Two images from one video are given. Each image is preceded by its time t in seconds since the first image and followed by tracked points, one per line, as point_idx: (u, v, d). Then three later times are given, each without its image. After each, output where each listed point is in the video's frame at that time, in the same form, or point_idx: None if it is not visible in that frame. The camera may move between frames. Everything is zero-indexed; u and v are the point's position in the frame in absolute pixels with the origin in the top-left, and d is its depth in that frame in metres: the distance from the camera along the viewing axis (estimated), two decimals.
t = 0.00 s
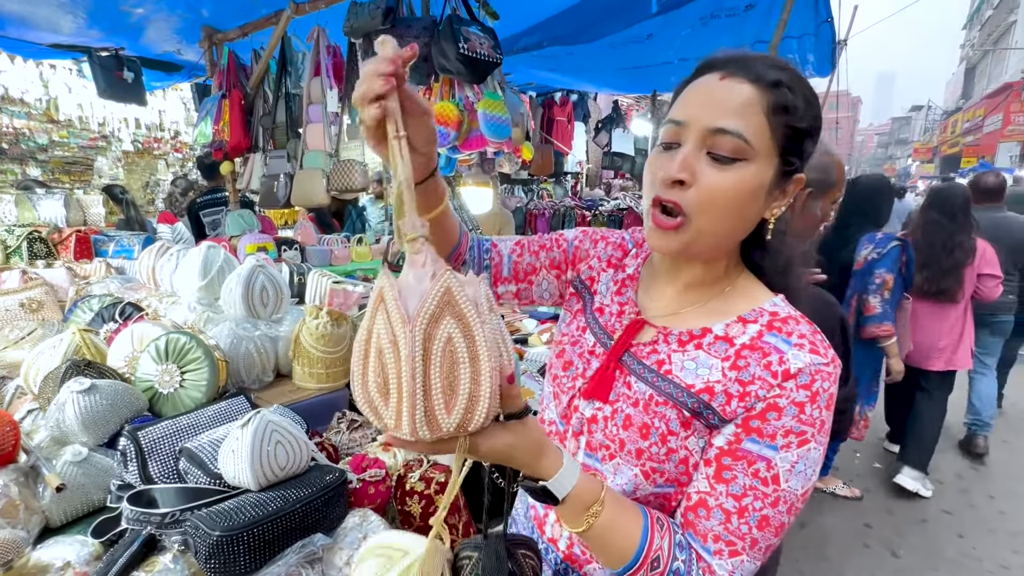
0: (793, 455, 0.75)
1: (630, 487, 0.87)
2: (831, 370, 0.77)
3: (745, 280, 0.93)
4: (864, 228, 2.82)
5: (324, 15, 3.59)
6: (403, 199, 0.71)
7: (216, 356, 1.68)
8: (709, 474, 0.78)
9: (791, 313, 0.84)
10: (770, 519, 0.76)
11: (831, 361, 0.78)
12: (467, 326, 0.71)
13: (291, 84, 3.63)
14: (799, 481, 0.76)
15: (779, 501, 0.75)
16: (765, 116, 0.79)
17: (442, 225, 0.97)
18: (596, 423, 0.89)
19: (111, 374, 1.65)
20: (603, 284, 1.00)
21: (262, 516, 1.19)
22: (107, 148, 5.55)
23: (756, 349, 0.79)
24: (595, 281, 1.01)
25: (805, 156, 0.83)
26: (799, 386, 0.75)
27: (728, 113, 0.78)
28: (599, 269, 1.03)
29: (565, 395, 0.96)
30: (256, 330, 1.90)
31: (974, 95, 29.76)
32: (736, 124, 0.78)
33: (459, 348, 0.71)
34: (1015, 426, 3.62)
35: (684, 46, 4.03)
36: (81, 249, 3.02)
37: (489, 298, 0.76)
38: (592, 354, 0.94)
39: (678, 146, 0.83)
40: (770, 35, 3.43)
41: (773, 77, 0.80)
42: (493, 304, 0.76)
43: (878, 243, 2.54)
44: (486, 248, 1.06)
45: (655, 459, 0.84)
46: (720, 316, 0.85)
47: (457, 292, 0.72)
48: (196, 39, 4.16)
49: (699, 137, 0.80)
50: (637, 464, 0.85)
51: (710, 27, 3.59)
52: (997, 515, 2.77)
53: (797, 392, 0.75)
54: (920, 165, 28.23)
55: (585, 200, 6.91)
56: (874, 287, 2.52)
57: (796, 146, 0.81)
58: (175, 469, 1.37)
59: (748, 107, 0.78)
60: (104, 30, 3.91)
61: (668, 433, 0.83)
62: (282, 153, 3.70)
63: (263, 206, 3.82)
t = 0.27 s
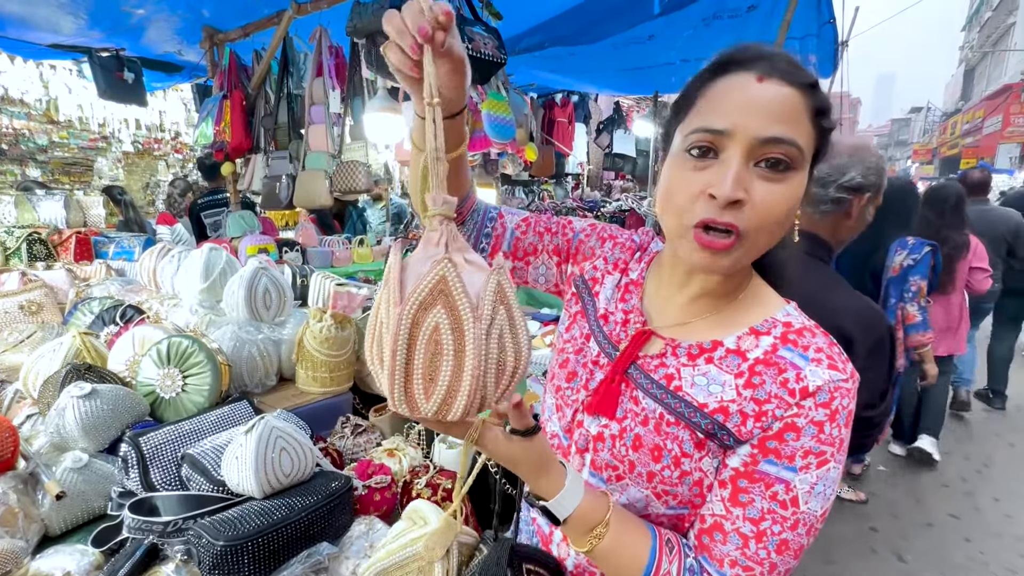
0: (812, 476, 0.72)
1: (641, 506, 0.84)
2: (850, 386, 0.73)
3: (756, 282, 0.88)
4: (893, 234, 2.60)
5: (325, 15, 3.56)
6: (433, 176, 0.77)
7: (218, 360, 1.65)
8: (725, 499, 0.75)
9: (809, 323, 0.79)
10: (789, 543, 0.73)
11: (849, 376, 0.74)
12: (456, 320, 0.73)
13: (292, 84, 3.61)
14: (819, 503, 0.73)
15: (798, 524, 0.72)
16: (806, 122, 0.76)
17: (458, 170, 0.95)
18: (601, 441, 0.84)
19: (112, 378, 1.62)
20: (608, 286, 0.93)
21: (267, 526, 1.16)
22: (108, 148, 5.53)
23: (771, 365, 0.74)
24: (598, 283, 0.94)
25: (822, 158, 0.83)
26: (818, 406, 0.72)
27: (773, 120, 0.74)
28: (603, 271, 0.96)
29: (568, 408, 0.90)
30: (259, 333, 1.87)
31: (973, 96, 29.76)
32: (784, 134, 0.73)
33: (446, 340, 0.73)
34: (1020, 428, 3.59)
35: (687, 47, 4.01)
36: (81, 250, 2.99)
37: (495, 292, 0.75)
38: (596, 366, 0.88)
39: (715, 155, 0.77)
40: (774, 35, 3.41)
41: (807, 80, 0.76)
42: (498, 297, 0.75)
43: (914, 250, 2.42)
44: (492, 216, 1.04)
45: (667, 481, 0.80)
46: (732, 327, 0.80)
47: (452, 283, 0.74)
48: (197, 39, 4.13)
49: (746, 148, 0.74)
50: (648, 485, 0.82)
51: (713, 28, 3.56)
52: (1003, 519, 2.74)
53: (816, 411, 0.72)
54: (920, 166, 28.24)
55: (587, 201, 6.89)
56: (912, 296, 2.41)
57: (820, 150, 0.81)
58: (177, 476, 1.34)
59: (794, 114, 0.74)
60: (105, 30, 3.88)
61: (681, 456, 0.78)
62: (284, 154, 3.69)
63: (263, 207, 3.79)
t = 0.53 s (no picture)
0: (811, 490, 0.70)
1: (638, 518, 0.83)
2: (848, 397, 0.71)
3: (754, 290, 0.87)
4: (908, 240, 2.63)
5: (327, 19, 3.57)
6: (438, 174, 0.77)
7: (221, 367, 1.65)
8: (720, 513, 0.74)
9: (808, 332, 0.78)
10: (788, 560, 0.71)
11: (848, 386, 0.71)
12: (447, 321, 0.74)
13: (293, 88, 3.61)
14: (819, 518, 0.71)
15: (798, 539, 0.71)
16: (794, 132, 0.75)
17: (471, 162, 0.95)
18: (597, 452, 0.84)
19: (114, 385, 1.62)
20: (606, 294, 0.93)
21: (270, 535, 1.16)
22: (108, 152, 5.53)
23: (766, 375, 0.73)
24: (597, 291, 0.95)
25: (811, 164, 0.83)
26: (816, 419, 0.70)
27: (758, 130, 0.73)
28: (602, 279, 0.96)
29: (565, 418, 0.90)
30: (262, 339, 1.87)
31: (972, 99, 29.82)
32: (769, 143, 0.73)
33: (434, 341, 0.74)
34: (1021, 432, 3.58)
35: (687, 51, 4.02)
36: (82, 255, 2.98)
37: (491, 296, 0.74)
38: (593, 375, 0.87)
39: (700, 165, 0.77)
40: (774, 40, 3.42)
41: (793, 86, 0.75)
42: (492, 300, 0.74)
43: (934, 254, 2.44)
44: (497, 213, 1.04)
45: (662, 493, 0.80)
46: (726, 337, 0.80)
47: (444, 284, 0.74)
48: (198, 43, 4.13)
49: (733, 159, 0.74)
50: (644, 498, 0.81)
51: (713, 32, 3.57)
52: (1006, 524, 2.73)
53: (812, 422, 0.70)
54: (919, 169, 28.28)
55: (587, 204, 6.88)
56: (934, 298, 2.45)
57: (809, 158, 0.80)
58: (180, 484, 1.33)
59: (781, 125, 0.74)
60: (106, 34, 3.88)
61: (676, 468, 0.78)
62: (285, 158, 3.72)
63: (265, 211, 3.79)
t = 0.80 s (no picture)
0: (808, 487, 0.70)
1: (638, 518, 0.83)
2: (841, 395, 0.72)
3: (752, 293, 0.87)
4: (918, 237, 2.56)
5: (327, 23, 3.58)
6: (429, 172, 0.77)
7: (222, 370, 1.65)
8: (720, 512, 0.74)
9: (804, 334, 0.79)
10: (789, 557, 0.71)
11: (841, 384, 0.72)
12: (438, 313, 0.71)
13: (294, 92, 3.62)
14: (817, 515, 0.71)
15: (797, 537, 0.71)
16: (778, 137, 0.75)
17: (471, 160, 0.95)
18: (596, 452, 0.84)
19: (115, 389, 1.62)
20: (605, 296, 0.93)
21: (272, 539, 1.16)
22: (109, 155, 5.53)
23: (761, 375, 0.74)
24: (596, 294, 0.95)
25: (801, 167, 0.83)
26: (811, 417, 0.70)
27: (742, 139, 0.73)
28: (602, 282, 0.96)
29: (565, 419, 0.90)
30: (263, 343, 1.87)
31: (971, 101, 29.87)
32: (754, 150, 0.73)
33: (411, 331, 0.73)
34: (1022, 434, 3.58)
35: (687, 54, 4.03)
36: (83, 258, 2.98)
37: (445, 280, 0.72)
38: (591, 376, 0.88)
39: (689, 172, 0.77)
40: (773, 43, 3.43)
41: (777, 93, 0.76)
42: (446, 281, 0.72)
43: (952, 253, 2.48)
44: (501, 212, 1.03)
45: (662, 493, 0.79)
46: (722, 337, 0.80)
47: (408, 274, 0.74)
48: (199, 47, 4.14)
49: (717, 167, 0.74)
50: (644, 498, 0.81)
51: (712, 35, 3.58)
52: (1007, 526, 2.73)
53: (807, 420, 0.70)
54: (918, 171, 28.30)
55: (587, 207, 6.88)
56: (949, 293, 2.56)
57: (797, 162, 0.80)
58: (180, 488, 1.33)
59: (765, 131, 0.74)
60: (107, 38, 3.89)
61: (675, 468, 0.77)
62: (285, 161, 3.71)
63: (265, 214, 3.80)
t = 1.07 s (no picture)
0: (807, 483, 0.71)
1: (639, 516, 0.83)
2: (841, 393, 0.73)
3: (751, 296, 0.88)
4: (938, 241, 2.73)
5: (328, 26, 3.59)
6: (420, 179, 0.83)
7: (223, 372, 1.66)
8: (721, 507, 0.74)
9: (802, 333, 0.79)
10: (786, 551, 0.71)
11: (840, 383, 0.73)
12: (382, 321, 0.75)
13: (295, 95, 3.63)
14: (814, 510, 0.71)
15: (795, 531, 0.71)
16: (753, 137, 0.76)
17: (471, 154, 0.97)
18: (599, 450, 0.84)
19: (117, 391, 1.63)
20: (608, 297, 0.94)
21: (273, 541, 1.16)
22: (111, 157, 5.55)
23: (763, 372, 0.74)
24: (599, 296, 0.95)
25: (798, 169, 0.81)
26: (809, 414, 0.71)
27: (713, 138, 0.75)
28: (605, 283, 0.97)
29: (569, 416, 0.90)
30: (263, 345, 1.87)
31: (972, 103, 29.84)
32: (723, 149, 0.75)
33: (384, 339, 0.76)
34: None
35: (687, 56, 4.03)
36: (84, 261, 3.00)
37: (413, 289, 0.73)
38: (595, 375, 0.88)
39: (666, 173, 0.80)
40: (772, 45, 3.43)
41: (757, 95, 0.77)
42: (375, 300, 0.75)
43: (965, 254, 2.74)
44: (504, 212, 1.03)
45: (664, 489, 0.79)
46: (724, 338, 0.81)
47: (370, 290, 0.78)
48: (200, 50, 4.16)
49: (687, 166, 0.77)
50: (646, 494, 0.81)
51: (712, 38, 3.59)
52: (1009, 528, 2.73)
53: (808, 417, 0.71)
54: (918, 172, 28.30)
55: (587, 208, 6.89)
56: (964, 291, 2.80)
57: (790, 162, 0.78)
58: (182, 490, 1.34)
59: (735, 131, 0.75)
60: (109, 41, 3.90)
61: (679, 464, 0.78)
62: (286, 163, 3.72)
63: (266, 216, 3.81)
